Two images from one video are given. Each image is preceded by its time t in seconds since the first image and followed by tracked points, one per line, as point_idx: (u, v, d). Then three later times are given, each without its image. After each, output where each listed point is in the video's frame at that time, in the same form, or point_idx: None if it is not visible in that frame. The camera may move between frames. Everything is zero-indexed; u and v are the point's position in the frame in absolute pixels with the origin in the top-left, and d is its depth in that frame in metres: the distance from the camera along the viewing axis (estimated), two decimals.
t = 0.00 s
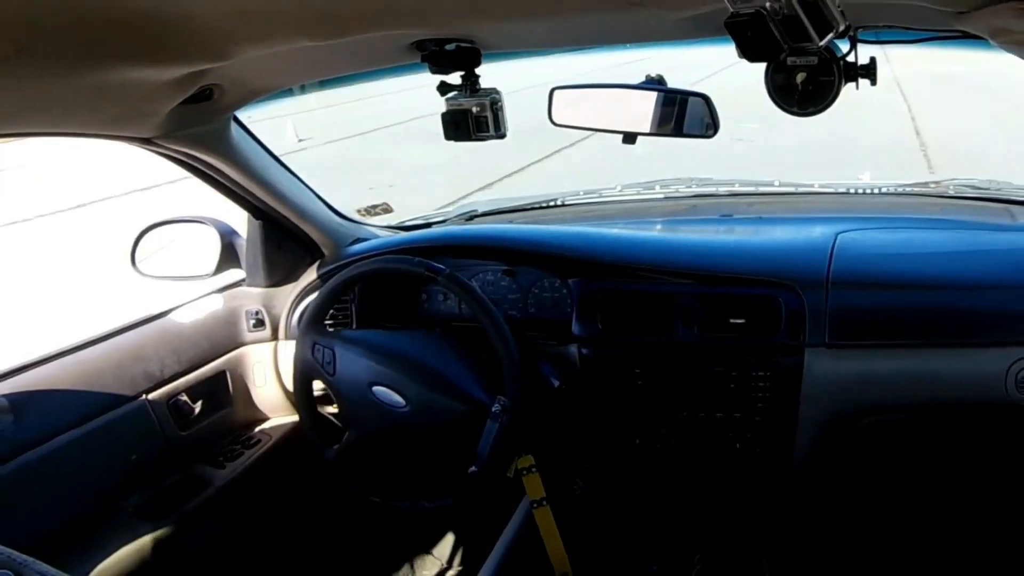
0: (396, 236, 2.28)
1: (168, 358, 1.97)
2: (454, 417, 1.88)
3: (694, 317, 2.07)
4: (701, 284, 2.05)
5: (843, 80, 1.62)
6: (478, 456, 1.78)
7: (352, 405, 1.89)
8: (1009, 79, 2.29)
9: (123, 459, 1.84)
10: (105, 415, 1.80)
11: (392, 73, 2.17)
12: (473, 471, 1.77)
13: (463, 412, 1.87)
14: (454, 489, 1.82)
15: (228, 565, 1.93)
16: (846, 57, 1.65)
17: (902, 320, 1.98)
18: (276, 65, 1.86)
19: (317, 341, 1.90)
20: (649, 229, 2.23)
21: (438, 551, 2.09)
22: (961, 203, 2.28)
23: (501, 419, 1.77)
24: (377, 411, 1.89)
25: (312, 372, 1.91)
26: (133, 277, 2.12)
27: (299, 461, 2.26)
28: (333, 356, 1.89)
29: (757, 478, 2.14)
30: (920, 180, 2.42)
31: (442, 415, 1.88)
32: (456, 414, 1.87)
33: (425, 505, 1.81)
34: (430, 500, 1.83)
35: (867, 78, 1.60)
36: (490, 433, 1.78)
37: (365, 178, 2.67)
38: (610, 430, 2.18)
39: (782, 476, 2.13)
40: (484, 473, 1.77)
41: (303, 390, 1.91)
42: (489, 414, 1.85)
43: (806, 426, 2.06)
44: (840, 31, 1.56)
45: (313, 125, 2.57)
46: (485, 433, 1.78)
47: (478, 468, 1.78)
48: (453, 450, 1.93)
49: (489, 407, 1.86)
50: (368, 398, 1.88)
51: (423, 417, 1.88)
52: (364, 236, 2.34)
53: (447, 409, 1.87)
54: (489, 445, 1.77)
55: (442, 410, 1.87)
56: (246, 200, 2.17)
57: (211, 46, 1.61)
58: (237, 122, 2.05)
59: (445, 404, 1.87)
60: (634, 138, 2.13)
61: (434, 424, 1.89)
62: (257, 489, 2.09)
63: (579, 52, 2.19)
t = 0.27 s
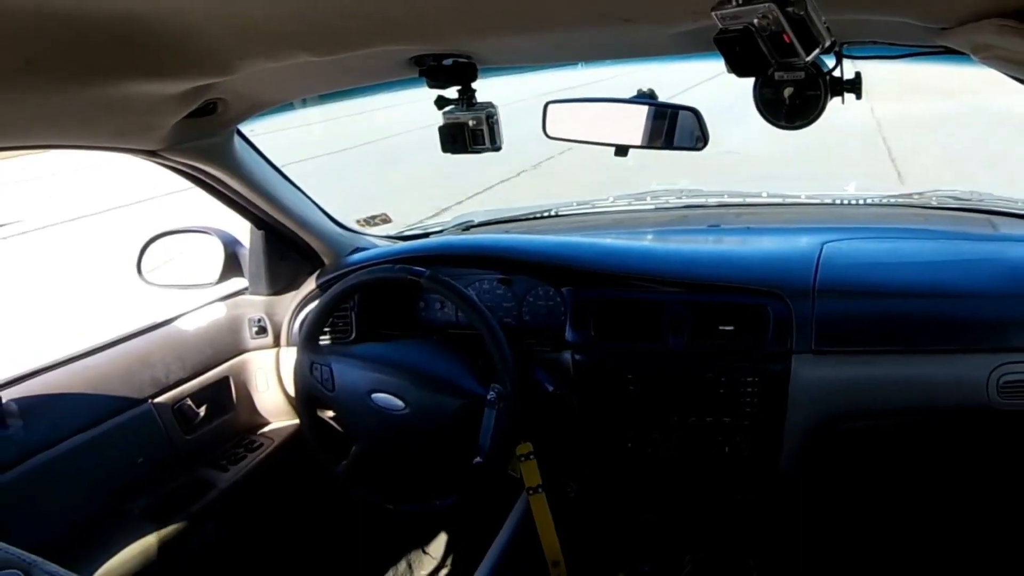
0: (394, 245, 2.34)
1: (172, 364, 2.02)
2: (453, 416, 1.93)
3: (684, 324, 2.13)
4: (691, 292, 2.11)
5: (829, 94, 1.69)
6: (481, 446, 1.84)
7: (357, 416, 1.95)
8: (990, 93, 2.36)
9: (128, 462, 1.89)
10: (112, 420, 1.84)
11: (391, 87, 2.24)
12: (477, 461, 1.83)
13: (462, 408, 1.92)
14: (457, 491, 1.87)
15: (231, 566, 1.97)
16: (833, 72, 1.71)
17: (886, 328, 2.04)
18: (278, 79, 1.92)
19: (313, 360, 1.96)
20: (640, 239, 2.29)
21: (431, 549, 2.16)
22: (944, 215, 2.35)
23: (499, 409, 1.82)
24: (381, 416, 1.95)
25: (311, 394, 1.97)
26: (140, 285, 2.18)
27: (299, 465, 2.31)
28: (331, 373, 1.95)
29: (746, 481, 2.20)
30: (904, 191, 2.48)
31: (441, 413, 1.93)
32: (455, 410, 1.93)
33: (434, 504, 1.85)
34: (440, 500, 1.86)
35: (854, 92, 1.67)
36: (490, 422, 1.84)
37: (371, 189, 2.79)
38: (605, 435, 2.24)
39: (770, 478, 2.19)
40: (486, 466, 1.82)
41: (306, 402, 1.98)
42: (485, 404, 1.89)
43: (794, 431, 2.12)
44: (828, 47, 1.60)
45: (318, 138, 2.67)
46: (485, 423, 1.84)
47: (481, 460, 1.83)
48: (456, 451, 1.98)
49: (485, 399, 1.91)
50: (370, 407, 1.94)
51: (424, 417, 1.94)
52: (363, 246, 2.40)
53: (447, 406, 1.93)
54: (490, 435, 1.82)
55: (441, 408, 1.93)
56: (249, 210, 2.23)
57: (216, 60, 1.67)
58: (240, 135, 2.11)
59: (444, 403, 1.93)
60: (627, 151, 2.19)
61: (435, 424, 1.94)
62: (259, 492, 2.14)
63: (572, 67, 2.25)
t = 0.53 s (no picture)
0: (392, 254, 2.41)
1: (176, 370, 2.08)
2: (448, 407, 1.98)
3: (675, 331, 2.19)
4: (681, 300, 2.17)
5: (815, 107, 1.73)
6: (485, 423, 1.90)
7: (364, 432, 2.00)
8: (971, 106, 2.43)
9: (134, 464, 1.94)
10: (118, 423, 1.90)
11: (389, 100, 2.30)
12: (483, 438, 1.89)
13: (454, 392, 1.98)
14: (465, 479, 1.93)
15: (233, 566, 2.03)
16: (818, 85, 1.75)
17: (871, 334, 2.10)
18: (281, 92, 1.98)
19: (312, 391, 2.00)
20: (632, 248, 2.35)
21: (424, 547, 2.23)
22: (927, 224, 2.42)
23: (492, 383, 1.88)
24: (385, 427, 2.00)
25: (314, 422, 2.01)
26: (145, 293, 2.24)
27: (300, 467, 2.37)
28: (331, 397, 2.00)
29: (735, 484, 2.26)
30: (889, 201, 2.55)
31: (438, 408, 1.98)
32: (448, 399, 1.97)
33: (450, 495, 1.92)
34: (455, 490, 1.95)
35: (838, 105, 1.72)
36: (487, 396, 1.90)
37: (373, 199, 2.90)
38: (597, 439, 2.30)
39: (758, 480, 2.25)
40: (492, 441, 1.88)
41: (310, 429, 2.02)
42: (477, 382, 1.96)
43: (781, 434, 2.18)
44: (812, 61, 1.64)
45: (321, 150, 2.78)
46: (483, 397, 1.91)
47: (489, 437, 1.89)
48: (454, 448, 2.05)
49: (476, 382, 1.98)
50: (374, 423, 1.99)
51: (423, 413, 1.99)
52: (363, 255, 2.46)
53: (441, 393, 1.98)
54: (489, 410, 1.89)
55: (437, 398, 1.98)
56: (251, 220, 2.29)
57: (220, 74, 1.74)
58: (242, 147, 2.17)
59: (437, 389, 1.98)
60: (619, 162, 2.26)
61: (434, 423, 1.99)
62: (261, 493, 2.19)
63: (566, 80, 2.32)
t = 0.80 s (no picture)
0: (390, 262, 2.47)
1: (180, 375, 2.14)
2: (445, 407, 2.05)
3: (666, 337, 2.25)
4: (672, 307, 2.23)
5: (801, 120, 1.77)
6: (481, 417, 1.94)
7: (366, 438, 2.05)
8: (954, 119, 2.50)
9: (139, 467, 1.99)
10: (123, 427, 1.95)
11: (387, 113, 2.36)
12: (483, 431, 1.94)
13: (449, 392, 2.04)
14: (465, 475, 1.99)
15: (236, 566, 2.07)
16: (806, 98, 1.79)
17: (856, 340, 2.17)
18: (282, 105, 2.04)
19: (314, 404, 2.03)
20: (625, 257, 2.41)
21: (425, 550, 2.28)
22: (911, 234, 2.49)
23: (484, 378, 1.94)
24: (385, 433, 2.05)
25: (316, 434, 2.03)
26: (150, 301, 2.30)
27: (300, 471, 2.42)
28: (332, 408, 2.03)
29: (725, 486, 2.32)
30: (875, 211, 2.63)
31: (436, 408, 2.05)
32: (444, 397, 2.04)
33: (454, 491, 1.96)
34: (458, 485, 1.99)
35: (823, 119, 1.79)
36: (481, 391, 1.96)
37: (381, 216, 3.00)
38: (591, 442, 2.36)
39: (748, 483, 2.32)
40: (490, 435, 1.93)
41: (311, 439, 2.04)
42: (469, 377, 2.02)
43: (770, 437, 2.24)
44: (800, 76, 1.67)
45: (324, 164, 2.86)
46: (477, 392, 1.96)
47: (486, 430, 1.94)
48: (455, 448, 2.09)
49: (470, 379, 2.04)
50: (375, 430, 2.04)
51: (422, 414, 2.05)
52: (362, 264, 2.52)
53: (438, 392, 2.05)
54: (484, 404, 1.94)
55: (434, 398, 2.04)
56: (253, 230, 2.35)
57: (225, 87, 1.80)
58: (245, 158, 2.23)
59: (433, 388, 2.05)
60: (612, 173, 2.31)
61: (429, 425, 2.06)
62: (264, 497, 2.24)
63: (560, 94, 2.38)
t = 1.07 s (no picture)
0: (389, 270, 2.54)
1: (184, 380, 2.21)
2: (441, 409, 2.11)
3: (657, 343, 2.31)
4: (664, 314, 2.29)
5: (789, 132, 1.83)
6: (478, 420, 2.00)
7: (367, 443, 2.09)
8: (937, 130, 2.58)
9: (144, 470, 2.04)
10: (129, 430, 2.01)
11: (386, 125, 2.42)
12: (478, 433, 1.99)
13: (445, 395, 2.10)
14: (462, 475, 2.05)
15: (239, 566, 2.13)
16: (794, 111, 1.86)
17: (843, 346, 2.23)
18: (284, 117, 2.10)
19: (314, 411, 2.05)
20: (617, 265, 2.48)
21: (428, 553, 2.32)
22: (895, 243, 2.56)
23: (480, 381, 1.99)
24: (386, 437, 2.10)
25: (318, 440, 2.06)
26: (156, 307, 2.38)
27: (301, 474, 2.48)
28: (333, 414, 2.06)
29: (714, 488, 2.39)
30: (860, 220, 2.70)
31: (433, 411, 2.11)
32: (441, 400, 2.10)
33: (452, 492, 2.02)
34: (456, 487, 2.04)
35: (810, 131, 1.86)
36: (477, 394, 2.01)
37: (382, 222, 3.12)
38: (584, 446, 2.43)
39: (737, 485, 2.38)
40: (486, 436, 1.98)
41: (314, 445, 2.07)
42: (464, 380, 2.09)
43: (758, 441, 2.30)
44: (789, 89, 1.74)
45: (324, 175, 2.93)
46: (473, 395, 2.02)
47: (484, 432, 1.98)
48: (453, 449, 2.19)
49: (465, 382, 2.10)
50: (375, 434, 2.09)
51: (420, 417, 2.11)
52: (362, 272, 2.60)
53: (435, 395, 2.10)
54: (480, 406, 1.99)
55: (431, 401, 2.10)
56: (255, 239, 2.42)
57: (228, 100, 1.87)
58: (248, 169, 2.30)
59: (430, 391, 2.10)
60: (605, 184, 2.38)
61: (428, 426, 2.12)
62: (265, 499, 2.29)
63: (554, 107, 2.45)
